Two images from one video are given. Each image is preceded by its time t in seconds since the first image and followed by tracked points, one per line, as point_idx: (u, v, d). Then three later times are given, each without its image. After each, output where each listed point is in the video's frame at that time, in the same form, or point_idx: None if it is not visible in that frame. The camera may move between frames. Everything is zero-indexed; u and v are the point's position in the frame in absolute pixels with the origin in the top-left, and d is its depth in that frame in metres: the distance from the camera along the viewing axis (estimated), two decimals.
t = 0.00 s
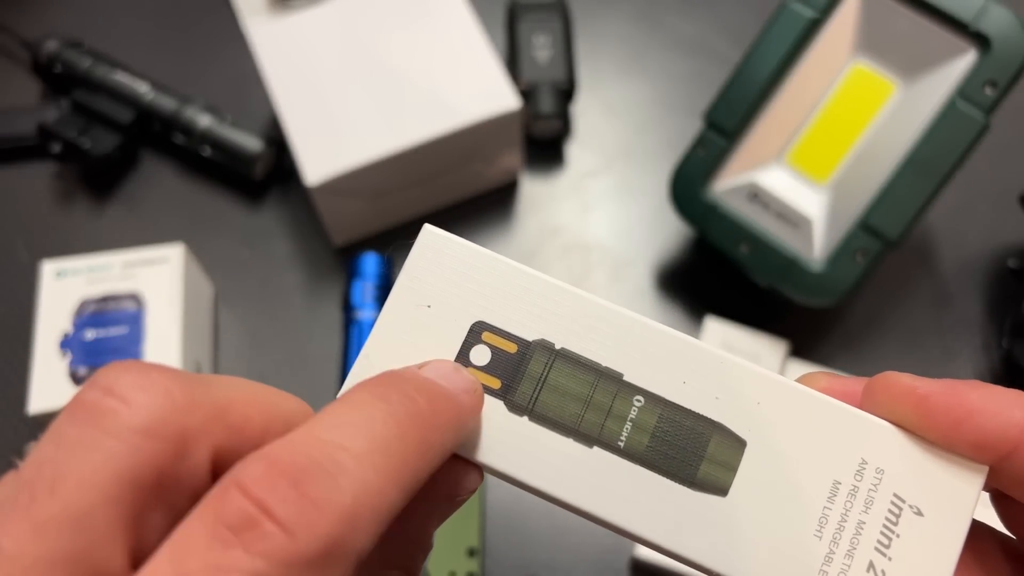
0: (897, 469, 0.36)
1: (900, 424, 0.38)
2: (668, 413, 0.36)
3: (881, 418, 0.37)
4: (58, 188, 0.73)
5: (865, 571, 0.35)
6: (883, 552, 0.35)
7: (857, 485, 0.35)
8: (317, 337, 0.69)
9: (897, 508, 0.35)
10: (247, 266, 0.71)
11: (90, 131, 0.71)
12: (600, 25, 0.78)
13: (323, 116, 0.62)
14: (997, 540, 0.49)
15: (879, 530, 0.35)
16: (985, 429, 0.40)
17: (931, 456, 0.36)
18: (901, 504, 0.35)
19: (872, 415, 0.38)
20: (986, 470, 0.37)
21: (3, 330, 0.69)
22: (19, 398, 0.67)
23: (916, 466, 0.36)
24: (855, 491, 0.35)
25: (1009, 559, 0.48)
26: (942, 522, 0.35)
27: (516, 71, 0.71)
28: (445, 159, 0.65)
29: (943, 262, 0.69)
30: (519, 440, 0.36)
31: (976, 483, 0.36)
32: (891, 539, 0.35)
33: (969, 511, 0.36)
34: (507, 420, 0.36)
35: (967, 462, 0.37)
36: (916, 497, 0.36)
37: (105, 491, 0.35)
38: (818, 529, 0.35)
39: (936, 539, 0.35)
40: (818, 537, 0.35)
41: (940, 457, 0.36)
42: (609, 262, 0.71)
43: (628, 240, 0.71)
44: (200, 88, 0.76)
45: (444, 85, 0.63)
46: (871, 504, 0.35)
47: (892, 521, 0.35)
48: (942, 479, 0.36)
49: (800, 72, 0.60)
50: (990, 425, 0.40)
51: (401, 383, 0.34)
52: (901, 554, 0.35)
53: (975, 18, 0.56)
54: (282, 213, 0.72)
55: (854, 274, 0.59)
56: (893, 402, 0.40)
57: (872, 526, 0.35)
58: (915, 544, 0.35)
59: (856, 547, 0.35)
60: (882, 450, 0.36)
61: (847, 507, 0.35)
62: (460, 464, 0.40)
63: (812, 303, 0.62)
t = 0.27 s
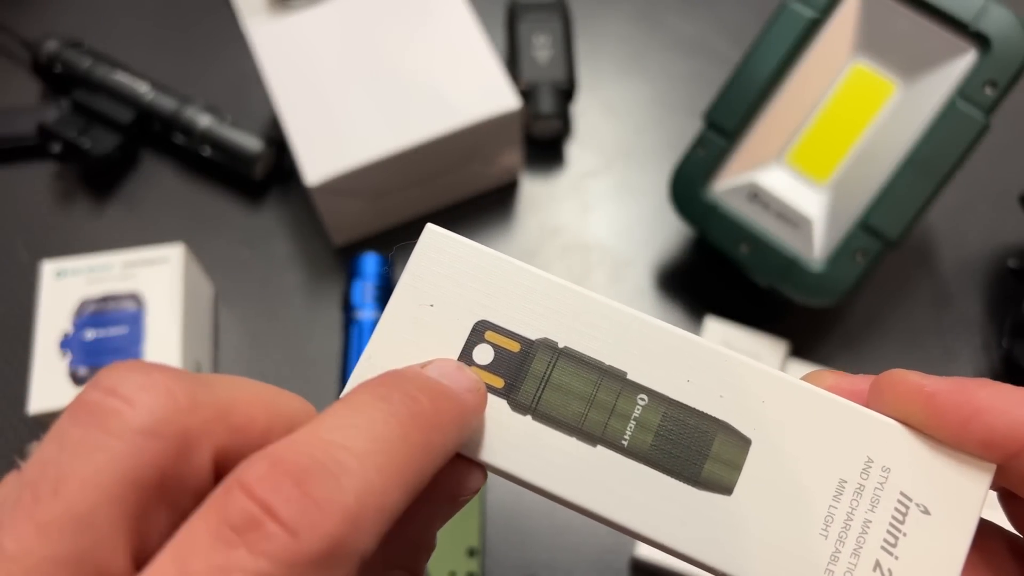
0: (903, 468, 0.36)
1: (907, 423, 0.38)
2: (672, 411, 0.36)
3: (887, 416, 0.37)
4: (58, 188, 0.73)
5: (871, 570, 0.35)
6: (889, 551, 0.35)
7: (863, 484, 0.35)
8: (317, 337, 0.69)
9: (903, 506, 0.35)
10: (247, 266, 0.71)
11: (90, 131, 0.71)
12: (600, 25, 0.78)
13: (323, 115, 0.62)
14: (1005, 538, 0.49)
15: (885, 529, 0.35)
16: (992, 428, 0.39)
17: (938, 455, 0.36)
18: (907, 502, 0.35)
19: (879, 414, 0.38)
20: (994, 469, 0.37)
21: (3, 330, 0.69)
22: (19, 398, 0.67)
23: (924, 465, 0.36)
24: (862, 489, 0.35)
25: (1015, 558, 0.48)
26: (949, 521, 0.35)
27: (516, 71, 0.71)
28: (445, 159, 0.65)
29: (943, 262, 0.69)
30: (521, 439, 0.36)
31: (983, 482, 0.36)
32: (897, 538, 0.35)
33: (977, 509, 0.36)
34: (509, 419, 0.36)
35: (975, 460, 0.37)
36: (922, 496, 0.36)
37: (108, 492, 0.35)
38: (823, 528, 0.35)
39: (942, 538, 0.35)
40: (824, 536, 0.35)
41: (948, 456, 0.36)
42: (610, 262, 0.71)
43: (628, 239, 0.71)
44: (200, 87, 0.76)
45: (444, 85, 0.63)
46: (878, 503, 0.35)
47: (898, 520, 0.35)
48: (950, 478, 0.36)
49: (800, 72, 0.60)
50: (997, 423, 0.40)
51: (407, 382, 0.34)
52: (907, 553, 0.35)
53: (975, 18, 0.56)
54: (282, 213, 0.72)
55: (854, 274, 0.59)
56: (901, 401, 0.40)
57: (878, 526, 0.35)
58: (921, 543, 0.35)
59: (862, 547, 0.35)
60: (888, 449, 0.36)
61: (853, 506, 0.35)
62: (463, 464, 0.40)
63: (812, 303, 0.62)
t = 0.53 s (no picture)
0: (905, 469, 0.36)
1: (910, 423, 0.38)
2: (673, 412, 0.36)
3: (890, 417, 0.37)
4: (58, 189, 0.73)
5: (874, 571, 0.35)
6: (893, 552, 0.35)
7: (865, 485, 0.35)
8: (317, 337, 0.69)
9: (906, 507, 0.35)
10: (247, 266, 0.71)
11: (90, 131, 0.71)
12: (600, 25, 0.78)
13: (323, 116, 0.62)
14: (1007, 539, 0.49)
15: (887, 530, 0.35)
16: (996, 428, 0.39)
17: (940, 455, 0.36)
18: (910, 503, 0.35)
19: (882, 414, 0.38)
20: (997, 469, 0.37)
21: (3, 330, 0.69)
22: (19, 398, 0.67)
23: (927, 466, 0.36)
24: (864, 490, 0.35)
25: (1016, 557, 0.48)
26: (953, 522, 0.35)
27: (516, 71, 0.71)
28: (445, 159, 0.65)
29: (943, 262, 0.69)
30: (522, 440, 0.36)
31: (986, 482, 0.36)
32: (901, 538, 0.35)
33: (980, 510, 0.36)
34: (510, 420, 0.36)
35: (977, 460, 0.37)
36: (925, 497, 0.36)
37: (115, 493, 0.35)
38: (826, 529, 0.35)
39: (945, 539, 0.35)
40: (826, 538, 0.35)
41: (950, 456, 0.36)
42: (610, 262, 0.71)
43: (627, 239, 0.71)
44: (200, 87, 0.76)
45: (444, 85, 0.63)
46: (880, 504, 0.35)
47: (901, 521, 0.35)
48: (953, 479, 0.36)
49: (801, 72, 0.60)
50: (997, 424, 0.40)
51: (411, 384, 0.34)
52: (909, 554, 0.35)
53: (975, 18, 0.56)
54: (282, 213, 0.72)
55: (853, 274, 0.59)
56: (903, 402, 0.40)
57: (881, 526, 0.35)
58: (923, 544, 0.35)
59: (865, 548, 0.35)
60: (891, 449, 0.36)
61: (856, 508, 0.35)
62: (466, 467, 0.40)
63: (812, 303, 0.62)
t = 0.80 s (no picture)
0: (905, 469, 0.36)
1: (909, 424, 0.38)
2: (673, 413, 0.36)
3: (890, 417, 0.37)
4: (58, 189, 0.73)
5: (874, 572, 0.35)
6: (892, 553, 0.35)
7: (865, 485, 0.35)
8: (317, 337, 0.69)
9: (906, 507, 0.35)
10: (247, 267, 0.71)
11: (90, 131, 0.71)
12: (600, 26, 0.78)
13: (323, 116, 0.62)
14: (1007, 539, 0.49)
15: (887, 531, 0.35)
16: (996, 429, 0.39)
17: (939, 455, 0.36)
18: (910, 504, 0.35)
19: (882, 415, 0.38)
20: (997, 469, 0.37)
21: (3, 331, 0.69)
22: (19, 399, 0.67)
23: (926, 466, 0.36)
24: (864, 491, 0.35)
25: (1016, 557, 0.48)
26: (952, 522, 0.35)
27: (516, 72, 0.71)
28: (445, 159, 0.65)
29: (943, 263, 0.69)
30: (521, 440, 0.36)
31: (985, 482, 0.36)
32: (900, 539, 0.35)
33: (979, 511, 0.36)
34: (509, 420, 0.36)
35: (977, 460, 0.37)
36: (925, 497, 0.36)
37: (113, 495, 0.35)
38: (826, 530, 0.35)
39: (945, 540, 0.35)
40: (826, 538, 0.35)
41: (950, 456, 0.36)
42: (610, 263, 0.71)
43: (626, 240, 0.71)
44: (200, 87, 0.76)
45: (444, 85, 0.63)
46: (880, 504, 0.35)
47: (901, 521, 0.35)
48: (952, 479, 0.36)
49: (801, 72, 0.60)
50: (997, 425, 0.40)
51: (410, 383, 0.34)
52: (909, 554, 0.35)
53: (975, 19, 0.56)
54: (282, 213, 0.72)
55: (854, 274, 0.59)
56: (903, 402, 0.40)
57: (881, 527, 0.35)
58: (923, 544, 0.35)
59: (865, 548, 0.35)
60: (891, 449, 0.36)
61: (855, 509, 0.35)
62: (467, 469, 0.40)
63: (812, 303, 0.62)
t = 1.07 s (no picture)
0: (906, 468, 0.36)
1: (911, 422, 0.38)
2: (674, 411, 0.36)
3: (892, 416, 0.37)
4: (58, 189, 0.73)
5: (875, 571, 0.35)
6: (894, 552, 0.35)
7: (866, 484, 0.35)
8: (317, 337, 0.69)
9: (907, 506, 0.35)
10: (247, 267, 0.71)
11: (90, 131, 0.71)
12: (600, 25, 0.78)
13: (323, 115, 0.62)
14: (1007, 538, 0.49)
15: (889, 530, 0.35)
16: (999, 428, 0.39)
17: (941, 454, 0.36)
18: (912, 503, 0.35)
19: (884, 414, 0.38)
20: (999, 468, 0.37)
21: (3, 330, 0.69)
22: (19, 399, 0.67)
23: (928, 465, 0.36)
24: (865, 489, 0.35)
25: (1017, 555, 0.48)
26: (953, 522, 0.35)
27: (516, 71, 0.71)
28: (445, 159, 0.65)
29: (943, 263, 0.69)
30: (522, 438, 0.36)
31: (987, 482, 0.36)
32: (902, 538, 0.35)
33: (981, 510, 0.36)
34: (510, 419, 0.36)
35: (978, 459, 0.37)
36: (927, 496, 0.36)
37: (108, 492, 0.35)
38: (827, 529, 0.35)
39: (947, 539, 0.35)
40: (828, 537, 0.35)
41: (951, 456, 0.36)
42: (611, 262, 0.71)
43: (626, 239, 0.71)
44: (200, 87, 0.76)
45: (445, 85, 0.63)
46: (882, 503, 0.35)
47: (902, 520, 0.35)
48: (954, 478, 0.36)
49: (801, 71, 0.60)
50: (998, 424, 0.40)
51: (409, 380, 0.34)
52: (911, 553, 0.35)
53: (975, 19, 0.56)
54: (282, 213, 0.72)
55: (854, 274, 0.59)
56: (905, 402, 0.40)
57: (882, 526, 0.35)
58: (924, 543, 0.35)
59: (866, 547, 0.35)
60: (892, 448, 0.36)
61: (857, 507, 0.35)
62: (468, 467, 0.40)
63: (812, 303, 0.62)
